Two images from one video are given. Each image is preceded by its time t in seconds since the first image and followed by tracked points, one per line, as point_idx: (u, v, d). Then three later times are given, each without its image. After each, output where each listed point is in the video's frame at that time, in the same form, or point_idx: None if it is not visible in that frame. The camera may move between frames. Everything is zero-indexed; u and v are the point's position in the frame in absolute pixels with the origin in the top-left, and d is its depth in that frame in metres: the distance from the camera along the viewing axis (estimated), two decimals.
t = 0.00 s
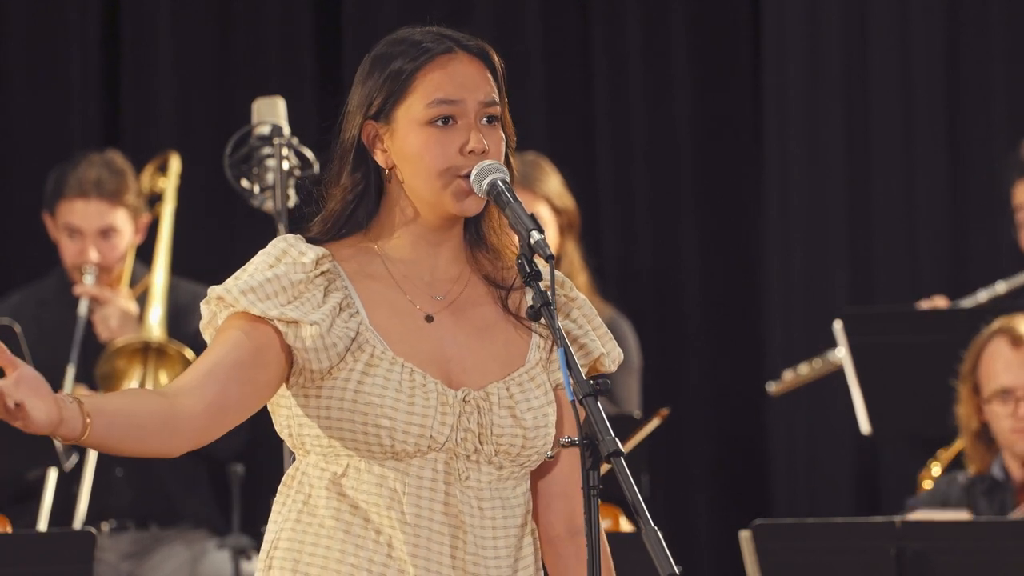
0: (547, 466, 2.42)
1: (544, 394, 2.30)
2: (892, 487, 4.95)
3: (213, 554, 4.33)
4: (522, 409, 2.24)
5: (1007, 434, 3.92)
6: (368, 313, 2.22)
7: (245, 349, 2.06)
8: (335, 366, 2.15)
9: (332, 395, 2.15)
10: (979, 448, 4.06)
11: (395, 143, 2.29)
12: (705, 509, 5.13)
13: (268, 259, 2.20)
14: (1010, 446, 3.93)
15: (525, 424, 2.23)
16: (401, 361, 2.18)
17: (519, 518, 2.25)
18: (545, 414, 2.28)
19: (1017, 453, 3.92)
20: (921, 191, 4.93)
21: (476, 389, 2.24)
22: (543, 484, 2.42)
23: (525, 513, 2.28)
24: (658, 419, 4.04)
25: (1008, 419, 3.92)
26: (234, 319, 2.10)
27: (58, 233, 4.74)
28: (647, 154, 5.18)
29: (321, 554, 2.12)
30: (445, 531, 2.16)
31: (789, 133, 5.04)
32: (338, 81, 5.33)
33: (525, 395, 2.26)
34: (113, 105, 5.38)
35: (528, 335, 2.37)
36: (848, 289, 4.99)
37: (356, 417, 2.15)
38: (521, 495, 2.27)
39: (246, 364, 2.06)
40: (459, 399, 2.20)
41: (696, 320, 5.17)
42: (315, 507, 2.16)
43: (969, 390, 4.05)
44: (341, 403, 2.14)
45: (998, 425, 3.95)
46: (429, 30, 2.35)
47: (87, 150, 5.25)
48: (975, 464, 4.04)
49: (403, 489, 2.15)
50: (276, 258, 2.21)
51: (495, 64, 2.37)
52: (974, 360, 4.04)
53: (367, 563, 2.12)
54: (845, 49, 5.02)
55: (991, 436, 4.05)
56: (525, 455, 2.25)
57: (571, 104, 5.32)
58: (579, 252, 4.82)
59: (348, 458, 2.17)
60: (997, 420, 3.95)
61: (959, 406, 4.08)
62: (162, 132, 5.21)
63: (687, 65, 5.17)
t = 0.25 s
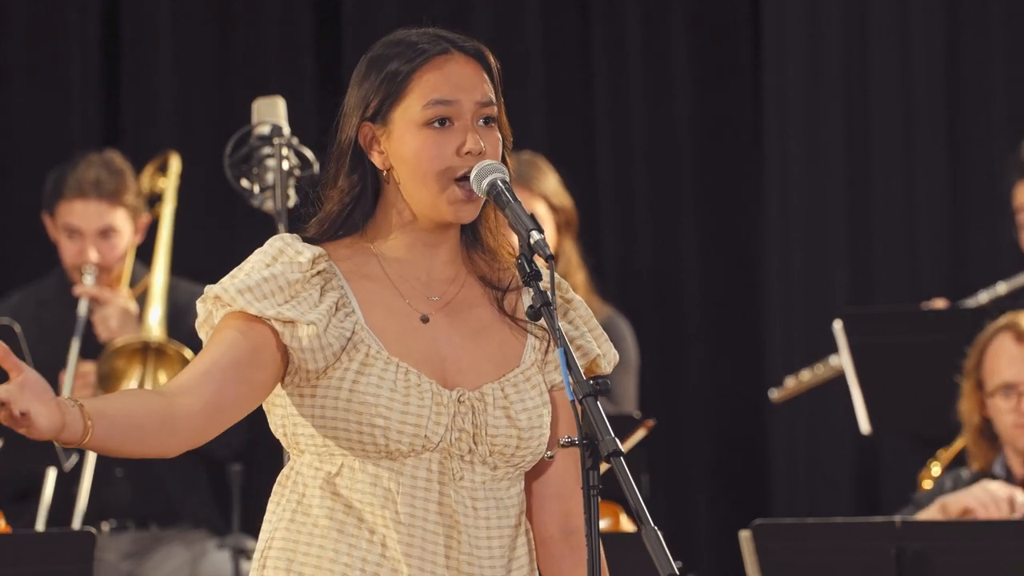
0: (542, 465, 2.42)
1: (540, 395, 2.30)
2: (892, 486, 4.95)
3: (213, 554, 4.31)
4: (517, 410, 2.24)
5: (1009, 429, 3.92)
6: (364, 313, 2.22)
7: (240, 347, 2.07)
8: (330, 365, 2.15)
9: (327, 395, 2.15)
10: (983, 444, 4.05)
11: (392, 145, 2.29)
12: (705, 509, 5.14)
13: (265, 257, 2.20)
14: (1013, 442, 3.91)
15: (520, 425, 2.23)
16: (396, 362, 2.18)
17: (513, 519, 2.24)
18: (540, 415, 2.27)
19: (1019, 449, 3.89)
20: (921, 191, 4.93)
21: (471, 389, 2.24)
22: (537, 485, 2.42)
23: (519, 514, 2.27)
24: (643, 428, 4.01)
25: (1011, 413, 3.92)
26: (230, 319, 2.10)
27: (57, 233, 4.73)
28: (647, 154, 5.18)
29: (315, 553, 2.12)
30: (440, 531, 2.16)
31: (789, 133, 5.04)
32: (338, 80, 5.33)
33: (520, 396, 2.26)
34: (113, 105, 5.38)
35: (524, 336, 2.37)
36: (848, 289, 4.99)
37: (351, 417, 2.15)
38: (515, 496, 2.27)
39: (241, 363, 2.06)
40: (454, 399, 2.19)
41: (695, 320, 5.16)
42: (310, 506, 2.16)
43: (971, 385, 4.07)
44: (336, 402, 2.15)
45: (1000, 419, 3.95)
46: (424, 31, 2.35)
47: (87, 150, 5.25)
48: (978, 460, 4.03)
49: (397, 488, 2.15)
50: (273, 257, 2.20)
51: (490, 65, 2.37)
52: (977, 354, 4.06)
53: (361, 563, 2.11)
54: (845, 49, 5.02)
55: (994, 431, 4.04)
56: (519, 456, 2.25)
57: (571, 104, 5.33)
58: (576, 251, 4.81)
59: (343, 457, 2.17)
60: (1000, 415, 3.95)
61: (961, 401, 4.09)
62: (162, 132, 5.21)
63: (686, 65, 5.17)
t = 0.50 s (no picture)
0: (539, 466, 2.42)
1: (538, 398, 2.29)
2: (893, 487, 4.95)
3: (214, 555, 4.35)
4: (515, 413, 2.24)
5: (1016, 429, 3.97)
6: (364, 315, 2.23)
7: (240, 353, 2.07)
8: (330, 366, 2.15)
9: (325, 396, 2.15)
10: (988, 445, 4.11)
11: (391, 148, 2.28)
12: (705, 509, 5.14)
13: (265, 259, 2.21)
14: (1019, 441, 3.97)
15: (518, 428, 2.23)
16: (395, 363, 2.18)
17: (510, 520, 2.24)
18: (539, 418, 2.27)
19: None
20: (921, 191, 4.93)
21: (471, 392, 2.24)
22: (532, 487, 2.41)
23: (516, 515, 2.28)
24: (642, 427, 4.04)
25: (1020, 413, 3.96)
26: (232, 323, 2.10)
27: (57, 233, 4.73)
28: (647, 154, 5.18)
29: (311, 552, 2.12)
30: (437, 532, 2.16)
31: (789, 133, 5.04)
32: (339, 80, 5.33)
33: (518, 398, 2.26)
34: (112, 105, 5.38)
35: (524, 337, 2.37)
36: (848, 289, 4.99)
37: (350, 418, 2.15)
38: (512, 498, 2.26)
39: (242, 369, 2.06)
40: (453, 401, 2.19)
41: (695, 320, 5.17)
42: (307, 505, 2.16)
43: (981, 384, 4.10)
44: (335, 402, 2.15)
45: (1008, 419, 3.99)
46: (420, 34, 2.35)
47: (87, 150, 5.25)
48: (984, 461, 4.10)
49: (395, 489, 2.15)
50: (273, 259, 2.21)
51: (486, 65, 2.37)
52: (988, 355, 4.07)
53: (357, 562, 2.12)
54: (846, 49, 5.02)
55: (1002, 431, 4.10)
56: (517, 458, 2.25)
57: (571, 104, 5.33)
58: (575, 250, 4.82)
59: (341, 458, 2.17)
60: (1009, 413, 3.99)
61: (972, 400, 4.13)
62: (162, 132, 5.21)
63: (687, 65, 5.17)
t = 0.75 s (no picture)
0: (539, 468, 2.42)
1: (537, 402, 2.29)
2: (892, 487, 4.95)
3: (214, 553, 4.37)
4: (513, 416, 2.24)
5: (1006, 436, 3.95)
6: (364, 317, 2.23)
7: (253, 379, 2.09)
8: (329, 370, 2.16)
9: (324, 399, 2.16)
10: (976, 449, 4.08)
11: (388, 151, 2.29)
12: (705, 509, 5.14)
13: (267, 267, 2.22)
14: (1009, 445, 3.96)
15: (516, 431, 2.23)
16: (393, 366, 2.19)
17: (507, 524, 2.24)
18: (536, 422, 2.27)
19: (1016, 453, 3.95)
20: (921, 191, 4.93)
21: (469, 395, 2.24)
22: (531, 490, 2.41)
23: (514, 518, 2.27)
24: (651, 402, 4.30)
25: (1008, 420, 3.95)
26: (235, 339, 2.13)
27: (58, 233, 4.73)
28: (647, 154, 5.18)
29: (307, 551, 2.13)
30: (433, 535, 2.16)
31: (789, 133, 5.04)
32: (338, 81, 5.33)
33: (517, 402, 2.26)
34: (113, 105, 5.38)
35: (523, 338, 2.37)
36: (848, 289, 4.99)
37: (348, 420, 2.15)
38: (510, 502, 2.26)
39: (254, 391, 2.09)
40: (451, 404, 2.19)
41: (695, 320, 5.17)
42: (305, 505, 2.16)
43: (965, 392, 4.10)
44: (332, 405, 2.15)
45: (997, 427, 3.98)
46: (413, 34, 2.34)
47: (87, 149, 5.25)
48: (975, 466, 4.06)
49: (392, 491, 2.15)
50: (273, 268, 2.22)
51: (480, 64, 2.37)
52: (970, 362, 4.07)
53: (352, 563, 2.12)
54: (845, 48, 5.02)
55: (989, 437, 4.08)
56: (515, 462, 2.24)
57: (571, 104, 5.33)
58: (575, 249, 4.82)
59: (338, 459, 2.17)
60: (996, 422, 3.98)
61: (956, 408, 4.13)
62: (162, 131, 5.21)
63: (687, 65, 5.17)
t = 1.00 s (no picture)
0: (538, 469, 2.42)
1: (537, 403, 2.29)
2: (892, 487, 4.95)
3: (214, 554, 4.36)
4: (513, 417, 2.24)
5: (993, 435, 3.92)
6: (365, 317, 2.23)
7: (246, 381, 2.08)
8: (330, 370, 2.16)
9: (324, 400, 2.16)
10: (972, 448, 4.08)
11: (390, 151, 2.29)
12: (705, 509, 5.13)
13: (268, 269, 2.22)
14: (1000, 446, 3.92)
15: (516, 433, 2.23)
16: (394, 367, 2.19)
17: (507, 525, 2.24)
18: (536, 423, 2.27)
19: (1009, 455, 3.89)
20: (921, 191, 4.93)
21: (470, 397, 2.24)
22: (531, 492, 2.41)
23: (513, 520, 2.27)
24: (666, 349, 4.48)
25: (996, 420, 3.92)
26: (236, 340, 2.12)
27: (58, 233, 4.74)
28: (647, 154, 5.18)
29: (306, 552, 2.12)
30: (433, 536, 2.16)
31: (789, 133, 5.04)
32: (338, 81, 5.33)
33: (517, 403, 2.26)
34: (113, 105, 5.38)
35: (523, 338, 2.37)
36: (848, 289, 4.99)
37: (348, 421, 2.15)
38: (510, 503, 2.26)
39: (251, 393, 2.08)
40: (452, 405, 2.19)
41: (695, 320, 5.17)
42: (304, 507, 2.16)
43: (957, 391, 4.07)
44: (332, 406, 2.15)
45: (985, 426, 3.95)
46: (411, 32, 2.34)
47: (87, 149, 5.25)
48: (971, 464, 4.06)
49: (392, 492, 2.15)
50: (273, 269, 2.22)
51: (479, 61, 2.37)
52: (961, 361, 4.05)
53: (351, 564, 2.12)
54: (845, 48, 5.02)
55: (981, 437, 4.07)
56: (515, 464, 2.25)
57: (571, 104, 5.33)
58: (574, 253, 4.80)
59: (338, 461, 2.17)
60: (985, 421, 3.96)
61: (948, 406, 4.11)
62: (162, 131, 5.21)
63: (687, 65, 5.17)
